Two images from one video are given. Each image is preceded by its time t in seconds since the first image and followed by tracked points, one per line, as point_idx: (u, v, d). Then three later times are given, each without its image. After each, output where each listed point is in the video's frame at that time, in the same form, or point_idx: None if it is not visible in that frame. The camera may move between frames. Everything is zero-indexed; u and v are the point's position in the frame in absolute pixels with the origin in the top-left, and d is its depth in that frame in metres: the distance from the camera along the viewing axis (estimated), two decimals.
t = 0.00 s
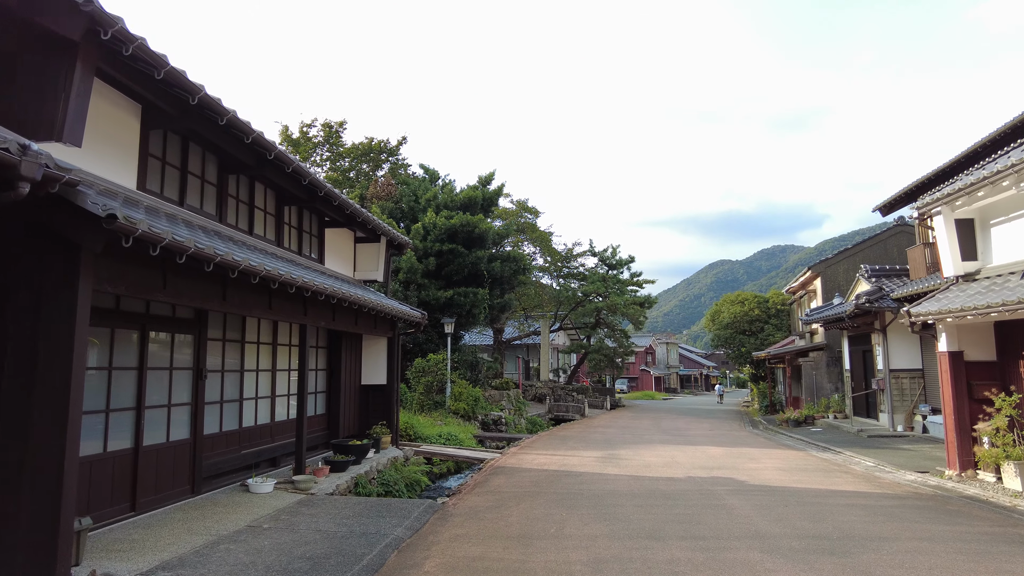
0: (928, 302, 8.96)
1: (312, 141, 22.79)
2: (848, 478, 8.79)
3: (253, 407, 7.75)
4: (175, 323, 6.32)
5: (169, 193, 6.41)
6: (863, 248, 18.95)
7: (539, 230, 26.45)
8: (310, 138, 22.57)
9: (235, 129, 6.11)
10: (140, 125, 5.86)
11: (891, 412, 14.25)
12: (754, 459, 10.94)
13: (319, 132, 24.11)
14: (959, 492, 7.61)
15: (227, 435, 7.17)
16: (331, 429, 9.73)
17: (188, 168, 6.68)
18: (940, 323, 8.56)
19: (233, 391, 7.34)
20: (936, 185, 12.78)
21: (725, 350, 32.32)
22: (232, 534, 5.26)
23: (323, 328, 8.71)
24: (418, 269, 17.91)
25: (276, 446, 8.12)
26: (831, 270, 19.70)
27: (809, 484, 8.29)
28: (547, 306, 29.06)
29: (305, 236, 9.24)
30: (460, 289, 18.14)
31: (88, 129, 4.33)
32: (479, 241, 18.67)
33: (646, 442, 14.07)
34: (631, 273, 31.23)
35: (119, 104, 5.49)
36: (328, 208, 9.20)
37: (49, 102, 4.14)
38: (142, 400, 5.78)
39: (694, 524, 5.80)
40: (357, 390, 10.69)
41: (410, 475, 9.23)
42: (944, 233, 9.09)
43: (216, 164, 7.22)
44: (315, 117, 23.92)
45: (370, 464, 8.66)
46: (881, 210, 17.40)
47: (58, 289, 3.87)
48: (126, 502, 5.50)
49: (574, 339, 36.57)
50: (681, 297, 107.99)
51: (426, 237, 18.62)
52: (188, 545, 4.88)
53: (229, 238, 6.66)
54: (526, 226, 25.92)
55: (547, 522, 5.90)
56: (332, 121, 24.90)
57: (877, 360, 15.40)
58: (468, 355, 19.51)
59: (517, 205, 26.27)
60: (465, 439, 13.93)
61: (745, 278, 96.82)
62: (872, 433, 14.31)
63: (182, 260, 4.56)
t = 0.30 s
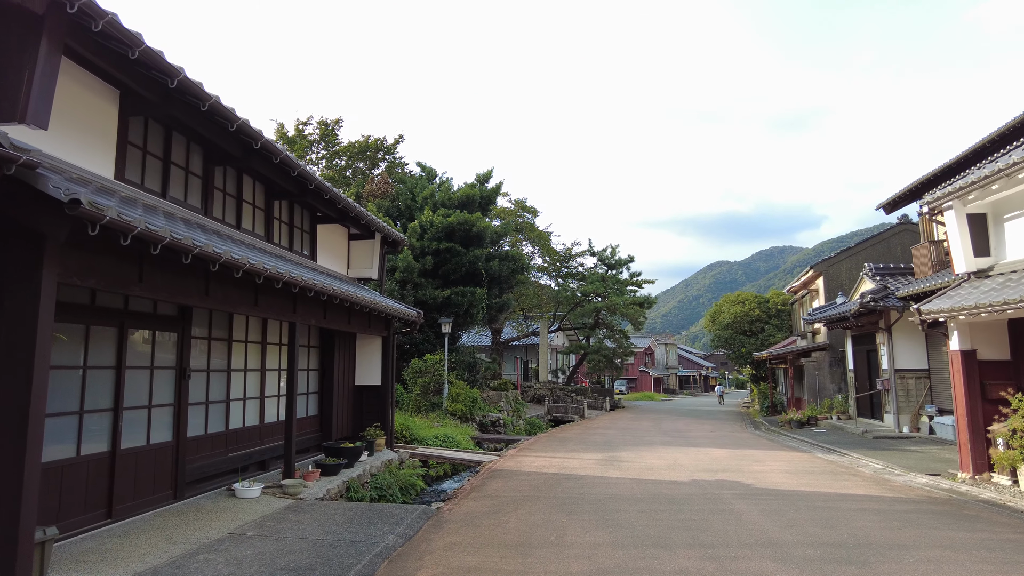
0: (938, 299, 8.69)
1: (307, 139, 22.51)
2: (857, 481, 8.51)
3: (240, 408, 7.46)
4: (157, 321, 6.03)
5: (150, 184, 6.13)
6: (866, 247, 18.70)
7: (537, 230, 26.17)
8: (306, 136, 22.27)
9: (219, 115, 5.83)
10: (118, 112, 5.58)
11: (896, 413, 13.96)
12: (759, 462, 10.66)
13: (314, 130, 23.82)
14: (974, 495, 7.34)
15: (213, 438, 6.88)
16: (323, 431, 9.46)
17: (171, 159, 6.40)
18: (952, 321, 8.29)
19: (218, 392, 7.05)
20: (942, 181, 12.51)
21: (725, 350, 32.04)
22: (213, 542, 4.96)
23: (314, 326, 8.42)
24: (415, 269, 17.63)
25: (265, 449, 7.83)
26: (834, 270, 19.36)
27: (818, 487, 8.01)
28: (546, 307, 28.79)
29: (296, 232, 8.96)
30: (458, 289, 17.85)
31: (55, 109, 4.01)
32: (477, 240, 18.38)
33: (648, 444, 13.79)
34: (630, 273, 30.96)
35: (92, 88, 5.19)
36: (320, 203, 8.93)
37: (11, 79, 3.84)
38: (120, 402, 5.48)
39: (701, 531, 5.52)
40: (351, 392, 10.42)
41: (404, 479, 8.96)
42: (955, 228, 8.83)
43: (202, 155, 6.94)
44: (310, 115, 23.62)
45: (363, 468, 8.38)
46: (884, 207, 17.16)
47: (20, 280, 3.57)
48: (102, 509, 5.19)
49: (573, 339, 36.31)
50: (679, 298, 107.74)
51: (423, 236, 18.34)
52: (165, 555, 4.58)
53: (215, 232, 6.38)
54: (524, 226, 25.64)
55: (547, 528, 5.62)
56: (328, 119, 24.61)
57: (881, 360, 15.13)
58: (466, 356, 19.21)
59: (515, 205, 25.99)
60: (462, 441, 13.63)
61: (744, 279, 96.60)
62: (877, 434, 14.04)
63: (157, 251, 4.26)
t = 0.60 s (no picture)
0: (948, 297, 8.43)
1: (301, 135, 22.19)
2: (864, 485, 8.22)
3: (224, 411, 7.16)
4: (134, 318, 5.72)
5: (127, 173, 5.83)
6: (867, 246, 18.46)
7: (534, 228, 25.90)
8: (300, 132, 21.95)
9: (199, 101, 5.54)
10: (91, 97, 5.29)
11: (899, 415, 13.77)
12: (761, 464, 10.39)
13: (309, 127, 23.50)
14: (986, 501, 7.08)
15: (195, 441, 6.58)
16: (313, 433, 9.18)
17: (150, 147, 6.10)
18: (962, 320, 8.03)
19: (200, 393, 6.75)
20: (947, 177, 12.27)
21: (724, 350, 31.80)
22: (189, 554, 4.66)
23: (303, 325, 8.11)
24: (410, 267, 17.33)
25: (251, 452, 7.53)
26: (834, 269, 19.16)
27: (824, 491, 7.73)
28: (543, 307, 28.52)
29: (284, 226, 8.68)
30: (453, 288, 17.56)
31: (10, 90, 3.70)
32: (473, 238, 18.10)
33: (647, 445, 13.50)
34: (628, 273, 30.70)
35: (61, 70, 4.89)
36: (310, 197, 8.65)
37: None
38: (92, 404, 5.17)
39: (705, 540, 5.25)
40: (342, 392, 10.12)
41: (396, 483, 8.67)
42: (964, 224, 8.57)
43: (183, 145, 6.65)
44: (304, 111, 23.31)
45: (353, 471, 8.08)
46: (886, 205, 16.93)
47: None
48: (71, 518, 4.88)
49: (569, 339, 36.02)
50: (677, 298, 107.58)
51: (419, 233, 18.04)
52: (136, 569, 4.28)
53: (195, 225, 6.07)
54: (521, 225, 25.37)
55: (544, 537, 5.34)
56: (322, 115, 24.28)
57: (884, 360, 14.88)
58: (462, 356, 18.92)
59: (512, 203, 25.72)
60: (457, 442, 13.34)
61: (741, 279, 96.47)
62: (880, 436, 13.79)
63: (125, 243, 3.96)
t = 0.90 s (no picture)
0: (955, 292, 8.18)
1: (294, 131, 21.85)
2: (870, 486, 7.96)
3: (205, 409, 6.86)
4: (107, 312, 5.42)
5: (100, 159, 5.52)
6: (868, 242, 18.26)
7: (530, 226, 25.62)
8: (292, 126, 21.63)
9: (174, 82, 5.23)
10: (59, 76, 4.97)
11: (901, 413, 13.53)
12: (761, 464, 10.13)
13: (301, 121, 23.15)
14: (997, 502, 6.83)
15: (174, 440, 6.28)
16: (302, 433, 8.93)
17: (125, 133, 5.80)
18: (971, 315, 7.78)
19: (179, 390, 6.46)
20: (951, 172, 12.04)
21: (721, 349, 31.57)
22: (159, 561, 4.37)
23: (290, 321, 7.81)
24: (404, 263, 17.02)
25: (234, 452, 7.25)
26: (834, 266, 18.98)
27: (829, 492, 7.47)
28: (538, 305, 28.25)
29: (270, 218, 8.39)
30: (448, 284, 17.26)
31: None
32: (468, 234, 17.81)
33: (645, 445, 13.24)
34: (625, 270, 30.45)
35: (24, 47, 4.58)
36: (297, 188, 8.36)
37: None
38: (59, 402, 4.86)
39: (709, 545, 4.98)
40: (332, 391, 9.83)
41: (386, 484, 8.40)
42: (973, 217, 8.31)
43: (161, 132, 6.36)
44: (297, 105, 22.99)
45: (341, 472, 7.80)
46: (886, 201, 16.71)
47: None
48: (35, 523, 4.58)
49: (566, 337, 35.75)
50: (673, 297, 107.45)
51: (413, 229, 17.75)
52: None
53: (172, 214, 5.76)
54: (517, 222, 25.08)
55: (538, 542, 5.07)
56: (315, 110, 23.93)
57: (885, 357, 14.66)
58: (456, 354, 18.62)
59: (508, 200, 25.41)
60: (451, 442, 13.04)
61: (738, 278, 96.37)
62: (882, 435, 13.56)
63: (84, 227, 3.67)
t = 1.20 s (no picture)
0: (968, 290, 7.89)
1: (288, 127, 21.55)
2: (880, 490, 7.67)
3: (187, 412, 6.57)
4: (79, 309, 5.12)
5: (72, 149, 5.24)
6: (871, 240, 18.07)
7: (528, 224, 25.32)
8: (287, 123, 21.31)
9: (149, 66, 4.93)
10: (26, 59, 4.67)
11: (906, 414, 13.24)
12: (766, 467, 9.84)
13: (296, 118, 22.85)
14: (1014, 509, 6.55)
15: (154, 445, 5.98)
16: (292, 435, 8.65)
17: (99, 121, 5.51)
18: (984, 314, 7.50)
19: (159, 392, 6.15)
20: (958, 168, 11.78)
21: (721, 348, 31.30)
22: None
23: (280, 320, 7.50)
24: (399, 262, 16.70)
25: (219, 457, 6.95)
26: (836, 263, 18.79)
27: (839, 497, 7.17)
28: (537, 304, 27.96)
29: (257, 213, 8.10)
30: (445, 283, 16.95)
31: None
32: (465, 232, 17.52)
33: (646, 447, 12.94)
34: (624, 270, 30.17)
35: None
36: (286, 182, 8.08)
37: None
38: (25, 407, 4.55)
39: (717, 557, 4.70)
40: (323, 392, 9.53)
41: (378, 490, 8.10)
42: (985, 212, 8.04)
43: (140, 121, 6.07)
44: (292, 102, 22.67)
45: (330, 477, 7.49)
46: (890, 198, 16.44)
47: None
48: None
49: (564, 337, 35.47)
50: (672, 297, 107.23)
51: (409, 227, 17.44)
52: None
53: (149, 206, 5.46)
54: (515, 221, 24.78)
55: (537, 554, 4.78)
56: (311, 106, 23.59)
57: (889, 357, 14.39)
58: (453, 354, 18.30)
59: (506, 199, 25.12)
60: (447, 444, 12.73)
61: (736, 278, 96.18)
62: (887, 436, 13.29)
63: (39, 215, 3.38)
